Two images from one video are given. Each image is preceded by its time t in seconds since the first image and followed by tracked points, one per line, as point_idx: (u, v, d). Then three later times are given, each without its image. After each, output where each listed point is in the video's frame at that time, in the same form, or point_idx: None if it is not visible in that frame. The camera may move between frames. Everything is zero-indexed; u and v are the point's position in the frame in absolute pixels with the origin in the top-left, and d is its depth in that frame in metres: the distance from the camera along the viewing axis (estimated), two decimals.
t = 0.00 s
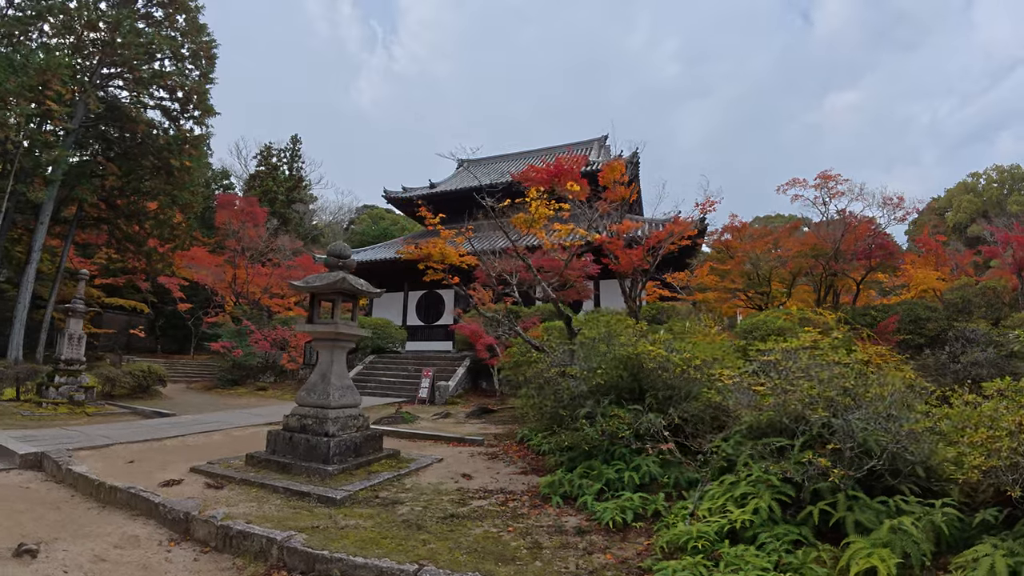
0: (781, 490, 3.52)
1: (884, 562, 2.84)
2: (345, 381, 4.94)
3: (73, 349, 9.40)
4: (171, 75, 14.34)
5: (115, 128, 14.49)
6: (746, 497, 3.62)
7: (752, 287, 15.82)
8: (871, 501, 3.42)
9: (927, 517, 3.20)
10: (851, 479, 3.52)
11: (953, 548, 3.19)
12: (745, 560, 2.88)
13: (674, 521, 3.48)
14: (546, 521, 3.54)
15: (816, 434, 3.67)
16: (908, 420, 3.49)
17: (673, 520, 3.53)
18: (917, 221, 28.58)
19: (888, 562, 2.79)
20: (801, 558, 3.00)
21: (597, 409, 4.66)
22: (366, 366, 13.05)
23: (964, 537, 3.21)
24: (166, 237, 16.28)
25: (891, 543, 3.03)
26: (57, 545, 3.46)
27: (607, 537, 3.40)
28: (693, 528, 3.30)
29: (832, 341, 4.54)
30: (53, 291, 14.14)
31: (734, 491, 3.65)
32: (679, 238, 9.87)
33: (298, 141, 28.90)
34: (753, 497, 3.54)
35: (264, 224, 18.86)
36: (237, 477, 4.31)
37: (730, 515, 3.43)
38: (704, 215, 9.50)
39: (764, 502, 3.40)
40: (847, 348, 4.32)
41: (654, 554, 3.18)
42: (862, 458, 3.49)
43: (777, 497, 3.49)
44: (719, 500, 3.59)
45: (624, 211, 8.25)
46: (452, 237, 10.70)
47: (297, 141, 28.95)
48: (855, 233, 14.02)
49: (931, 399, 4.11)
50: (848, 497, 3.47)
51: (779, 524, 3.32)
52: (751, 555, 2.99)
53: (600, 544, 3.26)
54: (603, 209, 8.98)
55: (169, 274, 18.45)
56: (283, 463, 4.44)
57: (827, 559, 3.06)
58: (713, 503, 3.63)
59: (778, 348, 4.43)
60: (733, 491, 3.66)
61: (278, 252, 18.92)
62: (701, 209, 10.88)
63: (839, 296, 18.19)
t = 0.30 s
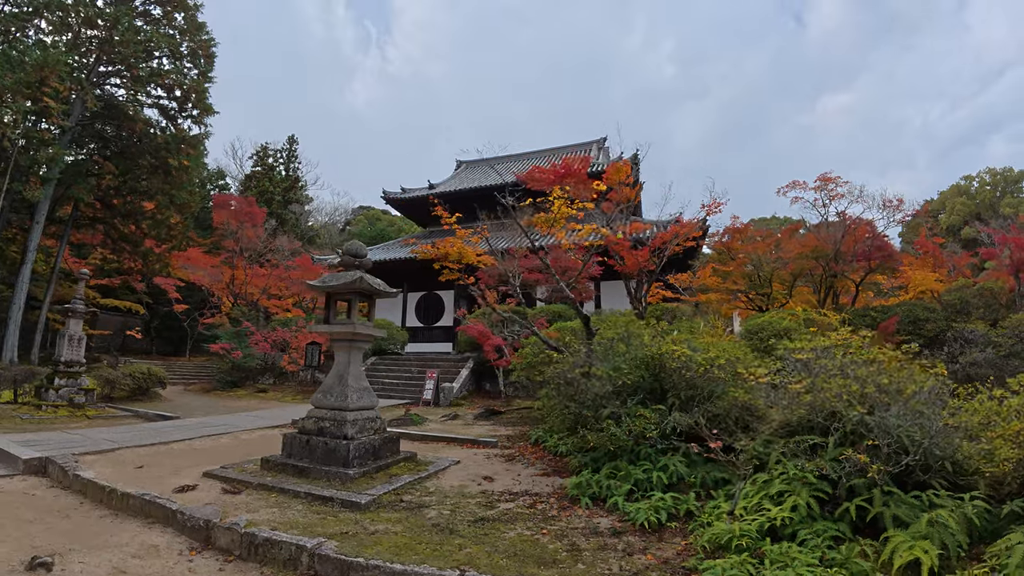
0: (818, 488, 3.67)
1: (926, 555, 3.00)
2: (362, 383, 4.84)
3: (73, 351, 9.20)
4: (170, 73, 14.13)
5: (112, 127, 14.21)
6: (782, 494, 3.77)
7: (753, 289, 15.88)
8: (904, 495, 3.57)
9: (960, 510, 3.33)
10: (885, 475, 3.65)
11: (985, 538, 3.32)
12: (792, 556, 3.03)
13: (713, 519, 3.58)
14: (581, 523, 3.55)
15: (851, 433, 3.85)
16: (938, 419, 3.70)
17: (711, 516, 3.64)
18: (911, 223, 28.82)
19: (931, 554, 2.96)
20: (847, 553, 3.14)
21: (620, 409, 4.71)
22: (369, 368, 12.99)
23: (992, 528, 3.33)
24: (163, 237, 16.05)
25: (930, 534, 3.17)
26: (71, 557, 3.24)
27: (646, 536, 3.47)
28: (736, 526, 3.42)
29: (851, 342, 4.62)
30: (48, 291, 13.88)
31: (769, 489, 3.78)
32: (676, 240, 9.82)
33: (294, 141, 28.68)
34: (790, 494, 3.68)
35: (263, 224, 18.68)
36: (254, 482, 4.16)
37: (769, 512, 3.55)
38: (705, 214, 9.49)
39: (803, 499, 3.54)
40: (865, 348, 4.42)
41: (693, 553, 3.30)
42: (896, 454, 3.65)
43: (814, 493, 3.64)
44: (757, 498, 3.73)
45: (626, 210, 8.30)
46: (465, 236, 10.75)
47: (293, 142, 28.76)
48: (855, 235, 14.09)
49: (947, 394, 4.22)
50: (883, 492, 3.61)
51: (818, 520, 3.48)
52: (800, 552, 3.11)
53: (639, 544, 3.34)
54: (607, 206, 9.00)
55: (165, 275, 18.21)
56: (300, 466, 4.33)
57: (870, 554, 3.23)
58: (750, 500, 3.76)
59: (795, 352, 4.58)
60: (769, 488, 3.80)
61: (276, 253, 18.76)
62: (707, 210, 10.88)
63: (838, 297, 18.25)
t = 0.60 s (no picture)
0: (850, 492, 3.72)
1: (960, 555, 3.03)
2: (378, 389, 4.75)
3: (71, 354, 8.97)
4: (168, 71, 13.91)
5: (107, 126, 13.86)
6: (812, 499, 3.81)
7: (754, 293, 15.94)
8: (932, 498, 3.60)
9: (987, 511, 3.39)
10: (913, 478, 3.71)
11: (1011, 537, 3.42)
12: (833, 560, 3.07)
13: (744, 524, 3.61)
14: (609, 531, 3.60)
15: (877, 436, 3.92)
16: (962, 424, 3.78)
17: (742, 523, 3.65)
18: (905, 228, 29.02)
19: (966, 554, 2.99)
20: (882, 554, 3.19)
21: (642, 414, 4.76)
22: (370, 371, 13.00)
23: (1015, 527, 3.42)
24: (159, 238, 15.80)
25: (961, 535, 3.21)
26: None
27: (679, 545, 3.48)
28: (770, 531, 3.42)
29: (875, 349, 4.80)
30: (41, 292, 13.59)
31: (800, 493, 3.82)
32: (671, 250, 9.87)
33: (290, 142, 28.46)
34: (822, 499, 3.72)
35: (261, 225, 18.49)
36: (269, 492, 4.02)
37: (801, 518, 3.60)
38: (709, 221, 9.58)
39: (836, 504, 3.60)
40: (889, 353, 4.63)
41: (723, 561, 3.30)
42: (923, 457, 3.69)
43: (846, 498, 3.69)
44: (788, 503, 3.77)
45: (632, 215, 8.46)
46: (476, 239, 10.88)
47: (289, 142, 28.51)
48: (855, 238, 14.17)
49: (969, 397, 4.24)
50: (912, 495, 3.64)
51: (851, 525, 3.54)
52: (838, 557, 3.14)
53: (672, 552, 3.35)
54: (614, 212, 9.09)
55: (160, 276, 17.97)
56: (315, 475, 4.21)
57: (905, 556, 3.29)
58: (780, 505, 3.81)
59: (826, 356, 4.78)
60: (799, 494, 3.84)
61: (274, 254, 18.55)
62: (712, 215, 10.85)
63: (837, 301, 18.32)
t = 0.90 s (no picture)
0: (875, 492, 3.78)
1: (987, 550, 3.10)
2: (393, 392, 4.67)
3: (68, 354, 8.86)
4: (167, 68, 13.71)
5: (102, 125, 13.66)
6: (837, 499, 3.86)
7: (753, 297, 15.98)
8: (954, 496, 3.66)
9: (1009, 508, 3.46)
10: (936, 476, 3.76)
11: None
12: (864, 558, 3.12)
13: (771, 525, 3.67)
14: (636, 532, 3.63)
15: (900, 436, 3.98)
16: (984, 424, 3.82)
17: (769, 524, 3.71)
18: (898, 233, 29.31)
19: (993, 549, 3.05)
20: (911, 552, 3.24)
21: (660, 416, 4.78)
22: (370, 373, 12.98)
23: None
24: (155, 237, 15.58)
25: (985, 530, 3.27)
26: None
27: (708, 547, 3.51)
28: (800, 532, 3.46)
29: (896, 350, 4.81)
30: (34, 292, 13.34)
31: (825, 494, 3.86)
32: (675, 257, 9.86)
33: (286, 142, 28.25)
34: (848, 499, 3.77)
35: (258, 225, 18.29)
36: (285, 497, 3.91)
37: (828, 518, 3.64)
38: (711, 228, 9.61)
39: (862, 504, 3.64)
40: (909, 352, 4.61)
41: (755, 562, 3.33)
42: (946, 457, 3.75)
43: (871, 498, 3.74)
44: (814, 503, 3.82)
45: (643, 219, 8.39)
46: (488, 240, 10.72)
47: (285, 142, 28.30)
48: (853, 243, 14.26)
49: (987, 396, 4.24)
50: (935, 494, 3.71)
51: (877, 524, 3.58)
52: (870, 555, 3.18)
53: (702, 554, 3.39)
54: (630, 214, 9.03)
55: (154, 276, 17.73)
56: (331, 479, 4.12)
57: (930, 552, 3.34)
58: (806, 505, 3.86)
59: (839, 357, 4.77)
60: (824, 494, 3.89)
61: (271, 255, 18.37)
62: (716, 219, 10.86)
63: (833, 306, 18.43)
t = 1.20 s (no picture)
0: (898, 492, 3.90)
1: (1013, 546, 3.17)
2: (405, 394, 4.57)
3: (62, 353, 8.81)
4: (163, 65, 13.49)
5: (96, 121, 13.25)
6: (861, 500, 3.96)
7: (750, 301, 15.98)
8: (974, 495, 3.76)
9: None
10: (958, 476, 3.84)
11: None
12: (894, 559, 3.19)
13: (796, 527, 3.74)
14: (660, 536, 3.64)
15: (920, 438, 4.08)
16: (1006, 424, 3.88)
17: (794, 526, 3.77)
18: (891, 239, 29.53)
19: (1017, 544, 3.13)
20: (938, 551, 3.33)
21: (674, 418, 4.79)
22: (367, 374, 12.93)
23: None
24: (149, 235, 15.35)
25: (1007, 527, 3.34)
26: None
27: (735, 549, 3.54)
28: (827, 533, 3.52)
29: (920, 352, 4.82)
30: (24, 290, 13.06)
31: (849, 496, 3.96)
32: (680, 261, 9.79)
33: (281, 141, 28.03)
34: (872, 499, 3.88)
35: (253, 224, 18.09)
36: (297, 502, 3.79)
37: (854, 518, 3.72)
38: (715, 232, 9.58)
39: (887, 504, 3.74)
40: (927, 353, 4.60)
41: (786, 563, 3.39)
42: (969, 458, 3.84)
43: (896, 499, 3.83)
44: (838, 505, 3.90)
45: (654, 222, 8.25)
46: (500, 240, 10.60)
47: (280, 141, 28.08)
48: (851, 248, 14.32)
49: (1008, 397, 4.27)
50: (957, 494, 3.80)
51: (903, 524, 3.66)
52: (899, 554, 3.26)
53: (731, 556, 3.42)
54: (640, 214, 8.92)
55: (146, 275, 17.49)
56: (343, 484, 4.00)
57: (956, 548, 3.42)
58: (830, 506, 3.94)
59: (869, 360, 4.72)
60: (848, 495, 3.98)
61: (267, 254, 18.19)
62: (717, 223, 10.85)
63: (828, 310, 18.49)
